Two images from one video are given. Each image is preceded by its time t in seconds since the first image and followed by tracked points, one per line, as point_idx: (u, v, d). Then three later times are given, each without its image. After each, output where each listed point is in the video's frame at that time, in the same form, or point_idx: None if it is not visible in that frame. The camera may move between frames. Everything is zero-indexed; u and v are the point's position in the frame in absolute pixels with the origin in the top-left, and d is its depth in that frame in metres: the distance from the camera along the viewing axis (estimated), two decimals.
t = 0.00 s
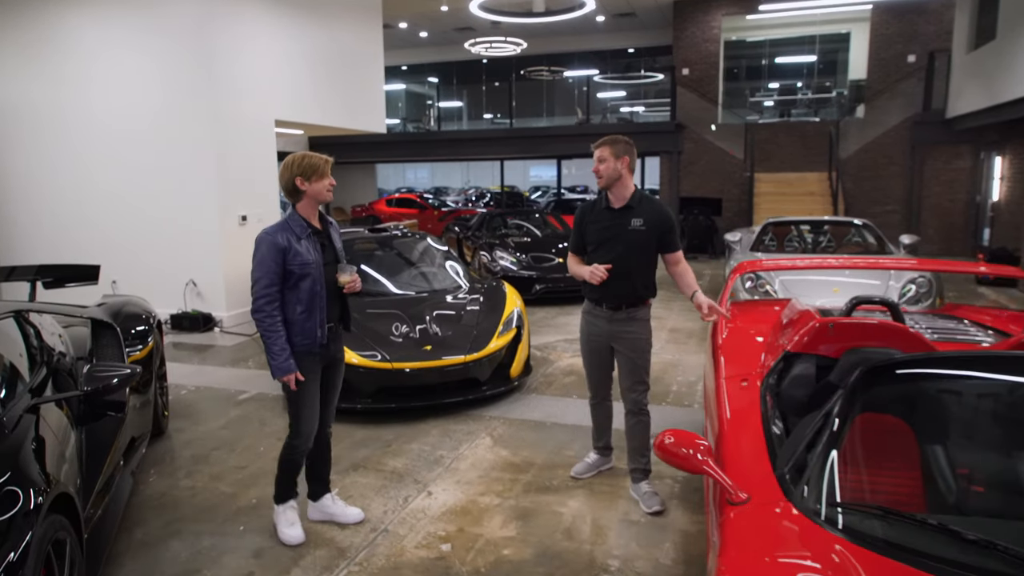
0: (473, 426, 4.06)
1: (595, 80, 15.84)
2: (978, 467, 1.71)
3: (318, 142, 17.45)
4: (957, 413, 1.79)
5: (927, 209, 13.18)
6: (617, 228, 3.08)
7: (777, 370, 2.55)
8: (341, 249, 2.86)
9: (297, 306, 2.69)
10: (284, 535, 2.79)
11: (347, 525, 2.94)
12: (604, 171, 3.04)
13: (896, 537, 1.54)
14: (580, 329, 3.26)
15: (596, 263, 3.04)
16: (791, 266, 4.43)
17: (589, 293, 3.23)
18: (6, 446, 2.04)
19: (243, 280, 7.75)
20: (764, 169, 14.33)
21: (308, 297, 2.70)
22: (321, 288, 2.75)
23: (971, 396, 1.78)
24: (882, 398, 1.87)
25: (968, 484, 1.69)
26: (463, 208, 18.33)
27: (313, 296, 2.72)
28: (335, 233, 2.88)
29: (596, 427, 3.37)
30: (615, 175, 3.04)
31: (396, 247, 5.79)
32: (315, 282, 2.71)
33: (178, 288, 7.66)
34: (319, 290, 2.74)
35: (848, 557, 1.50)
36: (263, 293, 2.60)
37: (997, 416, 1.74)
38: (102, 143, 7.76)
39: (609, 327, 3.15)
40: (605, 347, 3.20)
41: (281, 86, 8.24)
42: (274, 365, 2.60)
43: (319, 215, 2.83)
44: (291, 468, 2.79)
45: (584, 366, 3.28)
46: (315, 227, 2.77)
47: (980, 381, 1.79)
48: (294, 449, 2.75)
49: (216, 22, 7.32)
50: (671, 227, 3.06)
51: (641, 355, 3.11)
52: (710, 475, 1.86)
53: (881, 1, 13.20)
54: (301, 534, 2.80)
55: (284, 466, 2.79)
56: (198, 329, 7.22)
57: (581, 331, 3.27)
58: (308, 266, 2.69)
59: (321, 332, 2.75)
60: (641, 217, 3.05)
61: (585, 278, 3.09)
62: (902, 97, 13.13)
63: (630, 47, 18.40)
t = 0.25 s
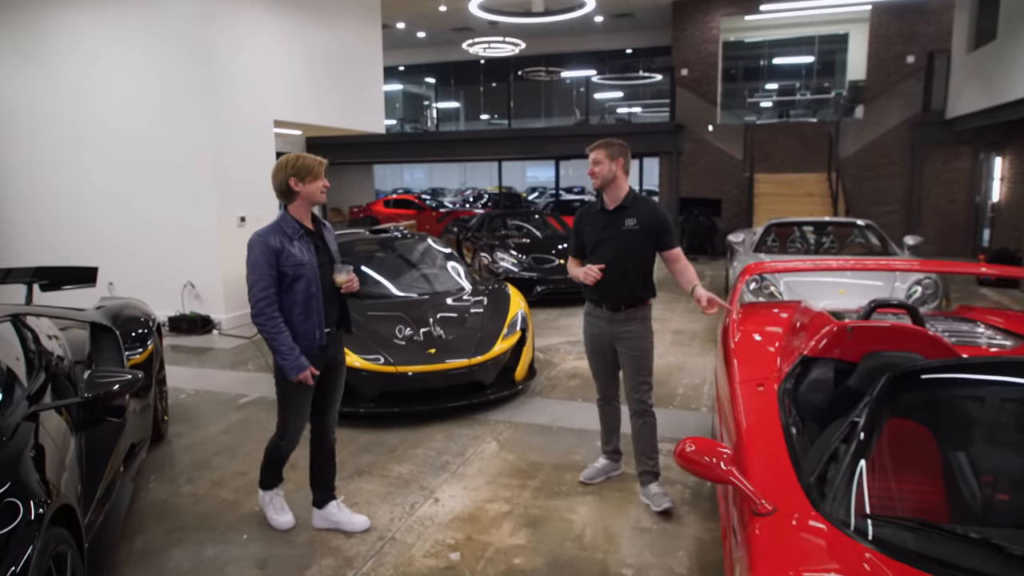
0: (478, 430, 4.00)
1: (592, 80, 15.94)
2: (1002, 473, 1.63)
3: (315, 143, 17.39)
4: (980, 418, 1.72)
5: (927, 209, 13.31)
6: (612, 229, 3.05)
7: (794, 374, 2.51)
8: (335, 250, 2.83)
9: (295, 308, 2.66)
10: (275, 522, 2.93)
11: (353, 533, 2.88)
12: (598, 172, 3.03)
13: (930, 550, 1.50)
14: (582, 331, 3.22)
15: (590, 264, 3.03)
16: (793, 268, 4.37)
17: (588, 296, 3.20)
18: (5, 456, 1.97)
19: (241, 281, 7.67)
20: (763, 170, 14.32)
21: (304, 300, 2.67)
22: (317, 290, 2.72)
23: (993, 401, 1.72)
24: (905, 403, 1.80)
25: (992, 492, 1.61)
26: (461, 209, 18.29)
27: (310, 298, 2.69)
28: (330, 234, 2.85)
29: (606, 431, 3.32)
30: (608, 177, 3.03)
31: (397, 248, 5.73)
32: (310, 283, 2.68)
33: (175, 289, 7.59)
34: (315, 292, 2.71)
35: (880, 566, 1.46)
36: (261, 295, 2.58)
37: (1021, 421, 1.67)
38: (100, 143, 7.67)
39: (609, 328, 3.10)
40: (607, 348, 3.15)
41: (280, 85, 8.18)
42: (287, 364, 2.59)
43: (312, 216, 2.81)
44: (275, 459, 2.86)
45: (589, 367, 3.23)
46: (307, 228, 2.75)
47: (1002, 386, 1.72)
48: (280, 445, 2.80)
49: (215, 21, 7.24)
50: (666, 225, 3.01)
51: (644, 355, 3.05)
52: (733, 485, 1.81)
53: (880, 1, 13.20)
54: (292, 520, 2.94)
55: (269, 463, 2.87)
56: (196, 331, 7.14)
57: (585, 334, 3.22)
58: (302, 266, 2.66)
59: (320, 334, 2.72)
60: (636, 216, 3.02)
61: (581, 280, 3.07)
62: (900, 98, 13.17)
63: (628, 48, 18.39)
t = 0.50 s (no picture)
0: (481, 434, 3.94)
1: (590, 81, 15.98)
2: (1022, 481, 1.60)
3: (312, 143, 17.32)
4: (998, 424, 1.70)
5: (926, 210, 13.30)
6: (609, 229, 3.04)
7: (806, 378, 2.47)
8: (321, 252, 2.82)
9: (278, 311, 2.65)
10: (275, 528, 2.88)
11: (355, 540, 2.83)
12: (590, 174, 3.01)
13: (955, 561, 1.46)
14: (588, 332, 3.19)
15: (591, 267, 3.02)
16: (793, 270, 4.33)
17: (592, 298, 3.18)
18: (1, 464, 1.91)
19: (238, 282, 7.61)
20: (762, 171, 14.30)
21: (287, 303, 2.65)
22: (302, 292, 2.71)
23: (1011, 408, 1.71)
24: (924, 410, 1.77)
25: (1011, 499, 1.58)
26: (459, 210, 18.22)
27: (293, 301, 2.67)
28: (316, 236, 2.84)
29: (611, 435, 3.28)
30: (600, 178, 3.01)
31: (396, 249, 5.67)
32: (293, 286, 2.67)
33: (172, 290, 7.52)
34: (299, 295, 2.69)
35: None
36: (243, 299, 2.57)
37: None
38: (98, 143, 7.60)
39: (613, 327, 3.07)
40: (611, 346, 3.11)
41: (279, 85, 8.11)
42: (271, 368, 2.58)
43: (297, 218, 2.80)
44: (273, 464, 2.83)
45: (593, 367, 3.18)
46: (292, 230, 2.74)
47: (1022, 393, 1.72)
48: (271, 448, 2.78)
49: (213, 20, 7.18)
50: (664, 220, 2.98)
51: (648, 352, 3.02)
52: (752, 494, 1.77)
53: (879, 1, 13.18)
54: (292, 526, 2.89)
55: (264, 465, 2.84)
56: (193, 333, 7.07)
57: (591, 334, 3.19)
58: (286, 270, 2.65)
59: (304, 337, 2.70)
60: (632, 214, 3.00)
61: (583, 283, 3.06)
62: (898, 99, 13.07)
63: (626, 48, 18.35)
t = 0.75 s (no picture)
0: (488, 437, 3.89)
1: (593, 81, 16.05)
2: None
3: (313, 142, 17.26)
4: None
5: (930, 210, 13.23)
6: (617, 228, 3.06)
7: (824, 381, 2.42)
8: (310, 254, 2.82)
9: (264, 316, 2.63)
10: (279, 534, 2.83)
11: (362, 546, 2.78)
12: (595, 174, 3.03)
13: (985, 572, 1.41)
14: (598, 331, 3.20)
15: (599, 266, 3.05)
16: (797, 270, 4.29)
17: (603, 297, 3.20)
18: None
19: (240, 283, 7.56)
20: (765, 170, 14.25)
21: (275, 307, 2.64)
22: (289, 297, 2.70)
23: None
24: (951, 415, 1.72)
25: None
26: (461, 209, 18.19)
27: (280, 305, 2.66)
28: (305, 238, 2.84)
29: (621, 438, 3.23)
30: (604, 177, 3.03)
31: (400, 250, 5.62)
32: (280, 292, 2.66)
33: (174, 290, 7.47)
34: (286, 299, 2.68)
35: None
36: (227, 304, 2.56)
37: None
38: (97, 143, 7.56)
39: (623, 326, 3.09)
40: (622, 346, 3.13)
41: (280, 83, 8.07)
42: (243, 377, 2.57)
43: (286, 220, 2.80)
44: (271, 466, 2.81)
45: (604, 366, 3.21)
46: (281, 233, 2.74)
47: None
48: (267, 448, 2.78)
49: (213, 18, 7.14)
50: (671, 218, 3.00)
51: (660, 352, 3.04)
52: (774, 503, 1.71)
53: None
54: (297, 532, 2.85)
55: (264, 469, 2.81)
56: (195, 334, 7.03)
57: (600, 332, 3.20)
58: (274, 274, 2.64)
59: (290, 342, 2.69)
60: (638, 212, 3.03)
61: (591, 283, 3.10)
62: (901, 100, 13.01)
63: (628, 47, 18.31)
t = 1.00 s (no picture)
0: (493, 441, 3.83)
1: (594, 80, 15.98)
2: None
3: (313, 141, 17.19)
4: None
5: (934, 209, 13.21)
6: (632, 226, 3.06)
7: (841, 386, 2.35)
8: (300, 253, 2.80)
9: (255, 318, 2.62)
10: (281, 542, 2.77)
11: (367, 554, 2.72)
12: (611, 172, 3.03)
13: None
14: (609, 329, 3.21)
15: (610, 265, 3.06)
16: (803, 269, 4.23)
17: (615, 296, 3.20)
18: None
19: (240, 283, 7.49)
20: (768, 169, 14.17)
21: (265, 310, 2.62)
22: (279, 298, 2.68)
23: None
24: (984, 423, 1.66)
25: None
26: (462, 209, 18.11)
27: (272, 307, 2.65)
28: (295, 237, 2.81)
29: (630, 441, 3.18)
30: (620, 175, 3.03)
31: (402, 250, 5.56)
32: (271, 294, 2.64)
33: (173, 291, 7.41)
34: (277, 301, 2.66)
35: None
36: (217, 308, 2.53)
37: None
38: (97, 142, 7.49)
39: (637, 326, 3.10)
40: (634, 345, 3.15)
41: (281, 81, 8.00)
42: (236, 382, 2.54)
43: (275, 219, 2.77)
44: (268, 473, 2.76)
45: (614, 366, 3.22)
46: (270, 233, 2.72)
47: None
48: (264, 452, 2.73)
49: (214, 16, 7.06)
50: (687, 217, 3.01)
51: (674, 354, 3.09)
52: (798, 515, 1.62)
53: None
54: (299, 539, 2.78)
55: (261, 474, 2.75)
56: (195, 335, 6.97)
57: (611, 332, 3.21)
58: (264, 275, 2.61)
59: (281, 345, 2.68)
60: (654, 211, 3.03)
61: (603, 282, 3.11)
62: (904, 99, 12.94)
63: (629, 46, 18.23)
